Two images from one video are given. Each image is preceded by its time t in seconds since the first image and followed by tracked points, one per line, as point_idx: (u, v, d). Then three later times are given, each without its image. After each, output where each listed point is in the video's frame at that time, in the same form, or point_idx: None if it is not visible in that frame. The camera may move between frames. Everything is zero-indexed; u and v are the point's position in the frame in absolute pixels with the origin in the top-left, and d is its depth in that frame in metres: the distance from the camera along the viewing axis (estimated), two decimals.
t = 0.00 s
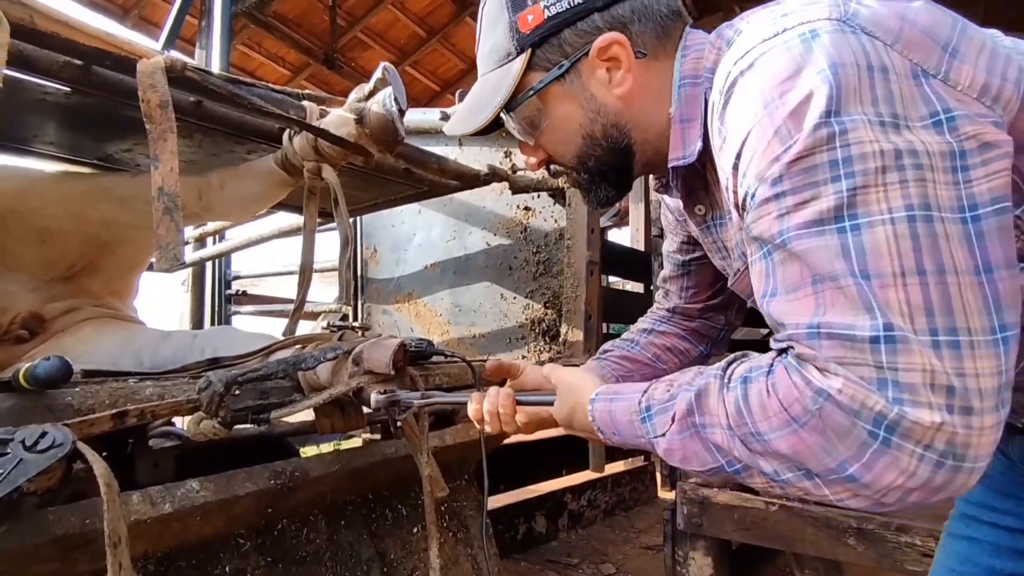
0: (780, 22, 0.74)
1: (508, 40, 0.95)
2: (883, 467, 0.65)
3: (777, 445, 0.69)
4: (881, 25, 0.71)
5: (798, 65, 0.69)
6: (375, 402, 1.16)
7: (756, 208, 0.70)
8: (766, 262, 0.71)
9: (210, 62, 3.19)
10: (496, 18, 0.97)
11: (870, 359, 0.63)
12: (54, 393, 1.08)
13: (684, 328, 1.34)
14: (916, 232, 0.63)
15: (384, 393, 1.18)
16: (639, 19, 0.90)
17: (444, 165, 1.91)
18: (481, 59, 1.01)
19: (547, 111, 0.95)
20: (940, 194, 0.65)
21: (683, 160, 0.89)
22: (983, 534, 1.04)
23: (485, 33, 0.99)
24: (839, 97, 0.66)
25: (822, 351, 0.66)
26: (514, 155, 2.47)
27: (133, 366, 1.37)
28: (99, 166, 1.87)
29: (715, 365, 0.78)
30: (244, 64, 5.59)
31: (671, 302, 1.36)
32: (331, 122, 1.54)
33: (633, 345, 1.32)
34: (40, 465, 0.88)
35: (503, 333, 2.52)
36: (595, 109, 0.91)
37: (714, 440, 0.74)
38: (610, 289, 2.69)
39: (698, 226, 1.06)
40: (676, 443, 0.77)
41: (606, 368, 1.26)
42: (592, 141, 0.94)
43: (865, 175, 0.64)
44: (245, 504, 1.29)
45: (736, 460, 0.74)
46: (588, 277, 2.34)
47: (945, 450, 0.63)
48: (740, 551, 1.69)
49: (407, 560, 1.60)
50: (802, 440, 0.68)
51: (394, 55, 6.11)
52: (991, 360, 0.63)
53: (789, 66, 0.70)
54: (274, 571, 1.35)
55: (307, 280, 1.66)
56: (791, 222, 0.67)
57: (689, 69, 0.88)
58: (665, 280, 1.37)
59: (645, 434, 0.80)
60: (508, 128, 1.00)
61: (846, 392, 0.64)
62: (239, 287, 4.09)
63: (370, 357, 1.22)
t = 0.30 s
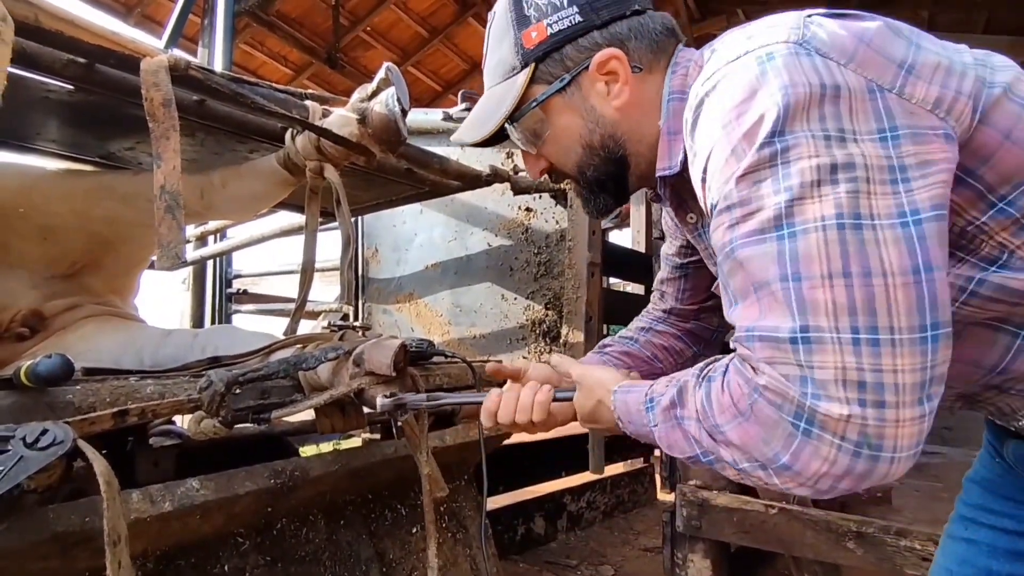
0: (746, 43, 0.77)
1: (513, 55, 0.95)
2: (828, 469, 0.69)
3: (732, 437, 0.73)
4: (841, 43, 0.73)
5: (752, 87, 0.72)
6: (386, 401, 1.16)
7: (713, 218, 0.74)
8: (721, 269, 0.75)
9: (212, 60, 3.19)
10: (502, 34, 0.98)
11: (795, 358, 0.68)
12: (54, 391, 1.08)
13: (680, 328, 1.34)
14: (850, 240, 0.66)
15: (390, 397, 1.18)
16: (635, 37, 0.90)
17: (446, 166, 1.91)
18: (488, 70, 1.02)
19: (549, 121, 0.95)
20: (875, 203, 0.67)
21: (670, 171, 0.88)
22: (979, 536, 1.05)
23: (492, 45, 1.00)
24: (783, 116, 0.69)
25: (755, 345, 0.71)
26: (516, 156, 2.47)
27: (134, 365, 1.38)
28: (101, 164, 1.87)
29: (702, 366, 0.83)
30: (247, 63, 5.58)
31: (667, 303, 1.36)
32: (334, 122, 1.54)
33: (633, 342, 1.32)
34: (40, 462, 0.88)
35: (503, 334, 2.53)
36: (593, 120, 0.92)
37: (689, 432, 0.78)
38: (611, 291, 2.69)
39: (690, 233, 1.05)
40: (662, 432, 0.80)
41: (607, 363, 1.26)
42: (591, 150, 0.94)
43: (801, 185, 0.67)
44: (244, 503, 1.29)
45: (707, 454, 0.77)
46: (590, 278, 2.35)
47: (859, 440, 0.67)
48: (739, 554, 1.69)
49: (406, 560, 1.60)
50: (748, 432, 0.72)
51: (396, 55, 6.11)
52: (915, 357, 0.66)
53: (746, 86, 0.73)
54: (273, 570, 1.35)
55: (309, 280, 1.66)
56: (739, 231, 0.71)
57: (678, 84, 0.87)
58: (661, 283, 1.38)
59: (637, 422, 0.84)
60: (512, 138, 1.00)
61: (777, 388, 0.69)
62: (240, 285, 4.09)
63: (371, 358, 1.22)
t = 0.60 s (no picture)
0: (749, 51, 0.79)
1: (524, 52, 0.95)
2: (814, 471, 0.74)
3: (734, 440, 0.79)
4: (841, 54, 0.76)
5: (755, 101, 0.75)
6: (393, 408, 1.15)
7: (715, 225, 0.78)
8: (720, 275, 0.79)
9: (214, 58, 3.19)
10: (511, 32, 0.97)
11: (786, 369, 0.73)
12: (54, 386, 1.08)
13: (678, 321, 1.35)
14: (838, 260, 0.70)
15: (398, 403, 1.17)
16: (645, 33, 0.91)
17: (447, 164, 1.91)
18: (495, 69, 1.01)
19: (560, 118, 0.95)
20: (864, 221, 0.71)
21: (676, 168, 0.90)
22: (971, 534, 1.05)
23: (500, 43, 0.99)
24: (782, 134, 0.72)
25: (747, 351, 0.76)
26: (517, 155, 2.47)
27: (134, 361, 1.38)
28: (102, 160, 1.87)
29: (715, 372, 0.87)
30: (249, 61, 5.58)
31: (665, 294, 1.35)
32: (335, 120, 1.54)
33: (633, 338, 1.33)
34: (40, 458, 0.88)
35: (504, 333, 2.53)
36: (605, 116, 0.92)
37: (697, 433, 0.83)
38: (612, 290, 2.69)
39: (691, 228, 1.05)
40: (670, 433, 0.85)
41: (609, 362, 1.28)
42: (602, 147, 0.94)
43: (797, 203, 0.71)
44: (243, 500, 1.29)
45: (712, 454, 0.82)
46: (591, 276, 2.37)
47: (840, 442, 0.72)
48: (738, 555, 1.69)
49: (405, 558, 1.60)
50: (747, 436, 0.77)
51: (398, 53, 6.11)
52: (890, 367, 0.71)
53: (750, 100, 0.75)
54: (272, 567, 1.35)
55: (309, 278, 1.66)
56: (738, 243, 0.75)
57: (684, 82, 0.89)
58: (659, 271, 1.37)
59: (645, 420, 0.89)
60: (518, 136, 1.00)
61: (768, 398, 0.75)
62: (241, 283, 4.09)
63: (371, 357, 1.22)
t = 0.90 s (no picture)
0: (780, 101, 0.76)
1: (546, 46, 0.94)
2: (903, 512, 0.76)
3: (817, 517, 0.78)
4: (876, 101, 0.74)
5: (802, 163, 0.72)
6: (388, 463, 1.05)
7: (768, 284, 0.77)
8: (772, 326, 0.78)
9: (216, 55, 3.18)
10: (531, 29, 0.96)
11: (864, 424, 0.73)
12: (52, 382, 1.07)
13: (692, 334, 1.30)
14: (903, 313, 0.72)
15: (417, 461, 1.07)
16: (666, 28, 0.93)
17: (450, 163, 1.91)
18: (513, 65, 1.00)
19: (580, 112, 0.94)
20: (917, 273, 0.72)
21: (693, 177, 0.92)
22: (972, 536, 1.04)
23: (519, 38, 0.99)
24: (835, 197, 0.71)
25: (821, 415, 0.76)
26: (520, 155, 2.47)
27: (133, 358, 1.37)
28: (103, 156, 1.86)
29: (744, 459, 0.87)
30: (251, 59, 5.58)
31: (677, 298, 1.31)
32: (337, 118, 1.54)
33: (646, 360, 1.29)
34: (37, 454, 0.88)
35: (504, 334, 2.52)
36: (625, 110, 0.93)
37: (765, 523, 0.82)
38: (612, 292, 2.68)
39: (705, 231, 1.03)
40: (737, 531, 0.84)
41: (622, 395, 1.25)
42: (621, 142, 0.95)
43: (861, 265, 0.71)
44: (241, 499, 1.28)
45: (786, 537, 0.81)
46: (592, 278, 2.34)
47: (915, 472, 0.75)
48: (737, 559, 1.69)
49: (403, 559, 1.59)
50: (833, 509, 0.77)
51: (400, 53, 6.12)
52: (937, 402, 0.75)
53: (794, 159, 0.73)
54: (269, 567, 1.35)
55: (310, 276, 1.65)
56: (802, 304, 0.74)
57: (701, 91, 0.90)
58: (671, 272, 1.32)
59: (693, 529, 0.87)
60: (536, 130, 0.99)
61: (853, 462, 0.75)
62: (240, 281, 4.09)
63: (370, 356, 1.21)
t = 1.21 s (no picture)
0: (826, 87, 0.79)
1: (541, 45, 0.96)
2: None
3: (936, 544, 0.74)
4: (927, 80, 0.78)
5: (859, 143, 0.74)
6: (410, 497, 1.13)
7: (848, 288, 0.75)
8: (853, 335, 0.76)
9: (218, 52, 3.18)
10: (526, 24, 0.98)
11: (999, 432, 0.70)
12: (50, 379, 1.07)
13: (734, 334, 1.35)
14: (1015, 296, 0.71)
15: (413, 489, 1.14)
16: (668, 24, 0.93)
17: (451, 162, 1.90)
18: (508, 65, 1.02)
19: (578, 114, 0.96)
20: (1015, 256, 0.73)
21: (705, 176, 0.94)
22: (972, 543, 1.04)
23: (515, 37, 1.00)
24: (911, 175, 0.72)
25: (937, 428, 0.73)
26: (521, 154, 2.46)
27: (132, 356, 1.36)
28: (104, 152, 1.86)
29: (827, 485, 0.84)
30: (253, 57, 5.57)
31: (710, 310, 1.37)
32: (339, 116, 1.53)
33: (689, 358, 1.34)
34: (35, 450, 0.87)
35: (504, 334, 2.52)
36: (625, 112, 0.93)
37: (864, 551, 0.78)
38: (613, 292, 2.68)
39: (711, 233, 1.06)
40: (826, 559, 0.80)
41: (664, 388, 1.31)
42: (621, 144, 0.95)
43: (961, 247, 0.71)
44: (239, 497, 1.27)
45: (890, 567, 0.78)
46: (592, 278, 2.35)
47: None
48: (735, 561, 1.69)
49: (401, 558, 1.60)
50: (960, 532, 0.73)
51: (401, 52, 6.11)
52: None
53: (850, 140, 0.74)
54: (267, 565, 1.35)
55: (310, 274, 1.65)
56: (897, 302, 0.72)
57: (713, 86, 0.92)
58: (697, 288, 1.39)
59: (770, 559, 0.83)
60: (531, 129, 1.01)
61: (991, 477, 0.70)
62: (240, 278, 4.09)
63: (370, 354, 1.21)
